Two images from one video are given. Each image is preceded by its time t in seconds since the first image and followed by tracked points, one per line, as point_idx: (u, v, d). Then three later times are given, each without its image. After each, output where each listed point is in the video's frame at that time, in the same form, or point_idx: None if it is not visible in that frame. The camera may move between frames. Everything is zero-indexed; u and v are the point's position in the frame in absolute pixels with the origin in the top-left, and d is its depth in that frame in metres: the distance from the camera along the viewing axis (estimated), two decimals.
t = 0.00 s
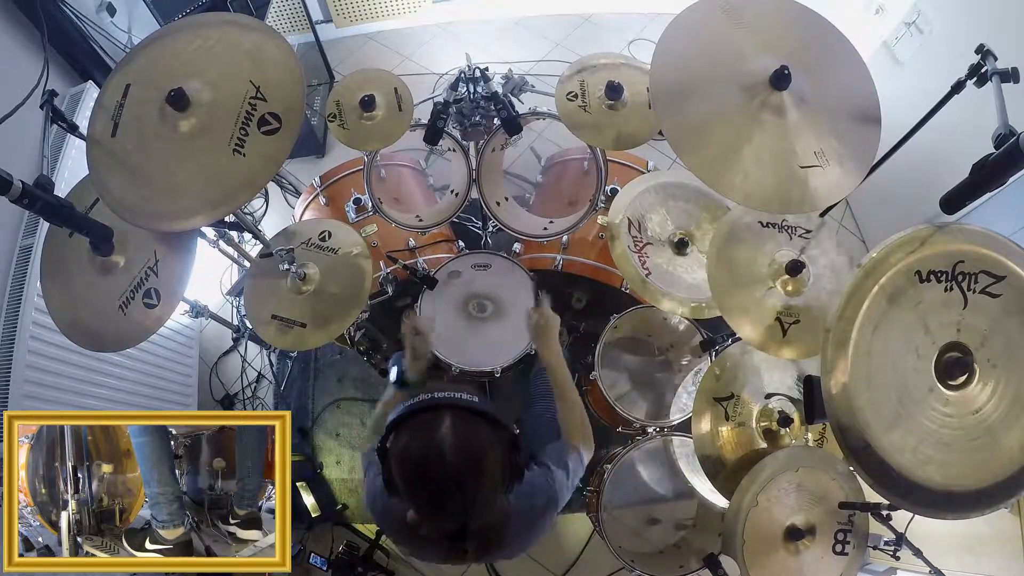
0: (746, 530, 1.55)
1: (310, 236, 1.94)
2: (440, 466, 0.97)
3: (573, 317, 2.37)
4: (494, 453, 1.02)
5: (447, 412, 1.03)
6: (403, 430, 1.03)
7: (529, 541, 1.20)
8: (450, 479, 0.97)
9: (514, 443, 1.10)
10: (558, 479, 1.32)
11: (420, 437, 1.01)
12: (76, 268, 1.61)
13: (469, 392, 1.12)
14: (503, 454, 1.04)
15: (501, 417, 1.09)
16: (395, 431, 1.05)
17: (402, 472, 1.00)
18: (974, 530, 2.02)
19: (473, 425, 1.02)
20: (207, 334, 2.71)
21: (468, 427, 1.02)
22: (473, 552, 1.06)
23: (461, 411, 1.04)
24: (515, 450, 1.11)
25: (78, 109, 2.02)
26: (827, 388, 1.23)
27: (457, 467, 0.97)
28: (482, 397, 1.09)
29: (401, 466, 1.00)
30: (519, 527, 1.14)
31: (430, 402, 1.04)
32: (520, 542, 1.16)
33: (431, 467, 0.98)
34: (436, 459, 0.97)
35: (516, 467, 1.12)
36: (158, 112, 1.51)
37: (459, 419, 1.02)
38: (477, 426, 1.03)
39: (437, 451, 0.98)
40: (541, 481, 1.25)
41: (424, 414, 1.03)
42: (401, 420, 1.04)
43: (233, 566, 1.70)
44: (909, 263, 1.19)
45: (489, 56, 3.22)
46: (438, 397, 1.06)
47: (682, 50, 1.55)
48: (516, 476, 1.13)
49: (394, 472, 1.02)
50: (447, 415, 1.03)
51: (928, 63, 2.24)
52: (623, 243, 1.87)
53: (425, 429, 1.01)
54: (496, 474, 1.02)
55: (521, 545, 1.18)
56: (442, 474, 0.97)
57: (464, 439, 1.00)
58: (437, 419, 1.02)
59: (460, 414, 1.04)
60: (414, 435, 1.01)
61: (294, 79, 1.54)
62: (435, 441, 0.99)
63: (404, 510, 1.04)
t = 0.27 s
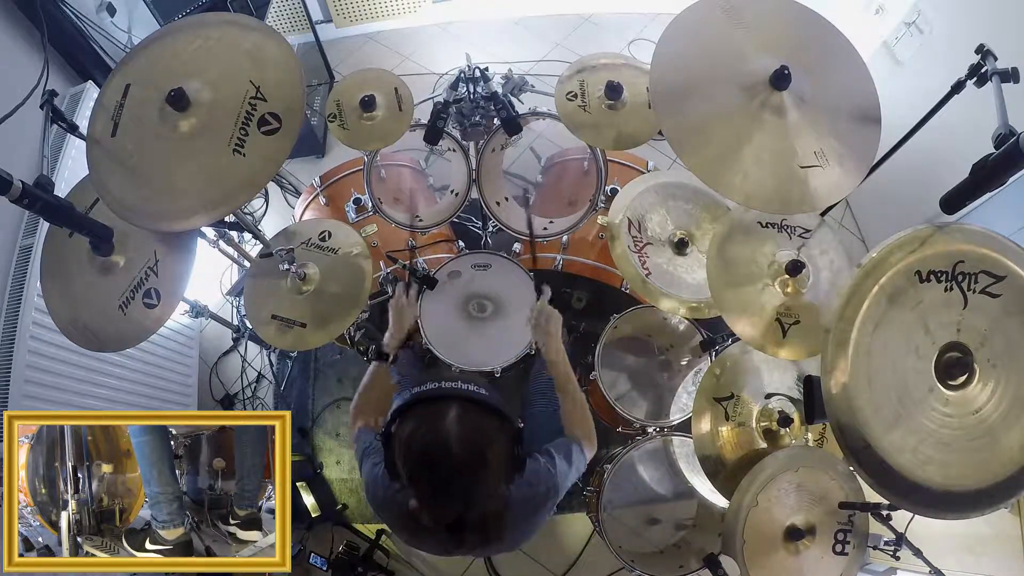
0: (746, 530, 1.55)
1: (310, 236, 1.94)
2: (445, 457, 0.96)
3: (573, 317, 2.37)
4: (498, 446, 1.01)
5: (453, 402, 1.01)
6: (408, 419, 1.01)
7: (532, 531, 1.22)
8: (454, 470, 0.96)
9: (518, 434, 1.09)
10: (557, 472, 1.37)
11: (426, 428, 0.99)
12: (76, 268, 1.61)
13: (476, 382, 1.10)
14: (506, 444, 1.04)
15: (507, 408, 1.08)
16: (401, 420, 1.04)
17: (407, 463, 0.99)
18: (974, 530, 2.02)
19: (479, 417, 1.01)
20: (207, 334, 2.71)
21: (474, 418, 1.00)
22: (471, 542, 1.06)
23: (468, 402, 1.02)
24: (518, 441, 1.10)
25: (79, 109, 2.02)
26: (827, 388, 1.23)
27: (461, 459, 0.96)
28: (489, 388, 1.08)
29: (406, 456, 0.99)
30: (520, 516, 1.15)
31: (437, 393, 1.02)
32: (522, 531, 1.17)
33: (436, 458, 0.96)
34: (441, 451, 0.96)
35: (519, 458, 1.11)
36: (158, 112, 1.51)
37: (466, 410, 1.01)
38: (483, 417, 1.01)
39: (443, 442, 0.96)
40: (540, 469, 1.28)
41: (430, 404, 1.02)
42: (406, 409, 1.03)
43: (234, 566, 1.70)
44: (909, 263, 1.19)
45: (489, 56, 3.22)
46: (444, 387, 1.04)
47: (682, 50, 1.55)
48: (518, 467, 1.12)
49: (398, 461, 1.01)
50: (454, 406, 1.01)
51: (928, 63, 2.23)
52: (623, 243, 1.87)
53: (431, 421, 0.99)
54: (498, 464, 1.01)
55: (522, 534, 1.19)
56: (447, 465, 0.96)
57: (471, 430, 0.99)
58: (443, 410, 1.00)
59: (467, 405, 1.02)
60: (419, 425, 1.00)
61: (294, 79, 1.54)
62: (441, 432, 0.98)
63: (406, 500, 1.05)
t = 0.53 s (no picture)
0: (746, 530, 1.55)
1: (310, 236, 1.94)
2: (443, 453, 0.97)
3: (573, 317, 2.36)
4: (497, 444, 1.01)
5: (454, 400, 1.01)
6: (408, 416, 1.02)
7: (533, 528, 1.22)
8: (452, 466, 0.97)
9: (519, 434, 1.08)
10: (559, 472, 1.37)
11: (425, 424, 1.00)
12: (76, 268, 1.61)
13: (478, 381, 1.10)
14: (507, 443, 1.03)
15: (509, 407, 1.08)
16: (401, 417, 1.04)
17: (406, 458, 1.00)
18: (974, 530, 2.02)
19: (478, 415, 1.00)
20: (207, 333, 2.71)
21: (474, 416, 1.00)
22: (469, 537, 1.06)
23: (468, 400, 1.02)
24: (520, 441, 1.09)
25: (79, 109, 2.02)
26: (827, 388, 1.23)
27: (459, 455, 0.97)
28: (490, 386, 1.08)
29: (406, 451, 1.00)
30: (521, 514, 1.13)
31: (437, 390, 1.02)
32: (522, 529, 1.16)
33: (434, 453, 0.97)
34: (439, 446, 0.97)
35: (520, 457, 1.11)
36: (158, 112, 1.51)
37: (465, 407, 1.01)
38: (483, 415, 1.01)
39: (441, 438, 0.97)
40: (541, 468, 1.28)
41: (430, 401, 1.02)
42: (407, 407, 1.03)
43: (234, 565, 1.70)
44: (909, 263, 1.19)
45: (489, 56, 3.22)
46: (444, 385, 1.05)
47: (682, 50, 1.55)
48: (520, 466, 1.12)
49: (398, 457, 1.02)
50: (453, 403, 1.01)
51: (928, 63, 2.23)
52: (623, 243, 1.87)
53: (431, 417, 1.00)
54: (498, 462, 1.01)
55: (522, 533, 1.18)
56: (445, 460, 0.97)
57: (470, 427, 0.99)
58: (443, 407, 1.00)
59: (467, 403, 1.02)
60: (419, 421, 1.00)
61: (294, 79, 1.54)
62: (440, 428, 0.98)
63: (405, 496, 1.05)
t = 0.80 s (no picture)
0: (746, 530, 1.55)
1: (310, 236, 1.94)
2: (441, 445, 0.94)
3: (573, 317, 2.37)
4: (495, 436, 0.99)
5: (452, 390, 0.99)
6: (405, 406, 1.00)
7: (532, 532, 1.22)
8: (449, 457, 0.95)
9: (517, 427, 1.06)
10: (559, 476, 1.37)
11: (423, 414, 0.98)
12: (76, 268, 1.61)
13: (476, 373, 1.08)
14: (505, 437, 1.01)
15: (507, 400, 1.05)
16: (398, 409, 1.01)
17: (403, 449, 0.97)
18: (974, 531, 2.02)
19: (477, 407, 0.98)
20: (207, 333, 2.71)
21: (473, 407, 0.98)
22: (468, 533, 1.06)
23: (467, 391, 0.99)
24: (519, 436, 1.07)
25: (79, 109, 2.02)
26: (827, 388, 1.23)
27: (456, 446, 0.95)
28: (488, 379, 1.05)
29: (403, 444, 0.98)
30: (520, 510, 1.14)
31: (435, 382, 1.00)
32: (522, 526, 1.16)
33: (432, 445, 0.95)
34: (437, 438, 0.94)
35: (518, 451, 1.09)
36: (159, 112, 1.51)
37: (464, 399, 0.98)
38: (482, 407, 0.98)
39: (440, 429, 0.94)
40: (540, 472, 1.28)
41: (427, 393, 0.99)
42: (404, 399, 1.00)
43: (234, 565, 1.70)
44: (909, 263, 1.19)
45: (489, 56, 3.22)
46: (442, 376, 1.02)
47: (682, 50, 1.55)
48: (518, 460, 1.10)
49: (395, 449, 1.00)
50: (451, 395, 0.98)
51: (928, 63, 2.24)
52: (623, 243, 1.87)
53: (428, 409, 0.97)
54: (496, 455, 0.99)
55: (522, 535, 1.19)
56: (443, 451, 0.95)
57: (468, 419, 0.96)
58: (441, 396, 0.98)
59: (465, 395, 0.99)
60: (416, 411, 0.98)
61: (294, 79, 1.53)
62: (437, 418, 0.96)
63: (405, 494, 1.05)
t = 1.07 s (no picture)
0: (746, 530, 1.55)
1: (310, 236, 1.94)
2: (435, 444, 0.96)
3: (573, 317, 2.37)
4: (490, 439, 0.99)
5: (445, 393, 1.00)
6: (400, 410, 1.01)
7: (529, 530, 1.25)
8: (445, 461, 0.95)
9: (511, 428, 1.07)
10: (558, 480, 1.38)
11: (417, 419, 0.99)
12: (76, 268, 1.61)
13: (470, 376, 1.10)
14: (500, 438, 1.02)
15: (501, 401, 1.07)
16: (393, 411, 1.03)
17: (398, 450, 0.99)
18: (974, 531, 2.01)
19: (470, 406, 1.00)
20: (207, 333, 2.71)
21: (466, 410, 0.99)
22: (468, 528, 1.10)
23: (460, 395, 1.00)
24: (513, 436, 1.08)
25: (79, 109, 2.02)
26: (827, 388, 1.23)
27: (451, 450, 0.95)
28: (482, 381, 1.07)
29: (397, 444, 0.99)
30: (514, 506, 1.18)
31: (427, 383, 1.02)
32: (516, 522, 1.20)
33: (425, 445, 0.96)
34: (431, 437, 0.96)
35: (514, 453, 1.10)
36: (158, 112, 1.51)
37: (456, 399, 1.00)
38: (475, 409, 1.00)
39: (433, 428, 0.96)
40: (537, 475, 1.31)
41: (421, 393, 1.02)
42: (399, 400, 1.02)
43: (234, 565, 1.70)
44: (909, 263, 1.19)
45: (489, 56, 3.22)
46: (435, 378, 1.05)
47: (682, 50, 1.55)
48: (514, 462, 1.11)
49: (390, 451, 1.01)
50: (444, 395, 1.00)
51: (928, 63, 2.23)
52: (623, 243, 1.87)
53: (422, 409, 0.99)
54: (491, 457, 1.00)
55: (520, 533, 1.22)
56: (437, 451, 0.96)
57: (461, 419, 0.98)
58: (434, 400, 0.99)
59: (458, 395, 1.01)
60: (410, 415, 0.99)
61: (294, 79, 1.54)
62: (431, 422, 0.97)
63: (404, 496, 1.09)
